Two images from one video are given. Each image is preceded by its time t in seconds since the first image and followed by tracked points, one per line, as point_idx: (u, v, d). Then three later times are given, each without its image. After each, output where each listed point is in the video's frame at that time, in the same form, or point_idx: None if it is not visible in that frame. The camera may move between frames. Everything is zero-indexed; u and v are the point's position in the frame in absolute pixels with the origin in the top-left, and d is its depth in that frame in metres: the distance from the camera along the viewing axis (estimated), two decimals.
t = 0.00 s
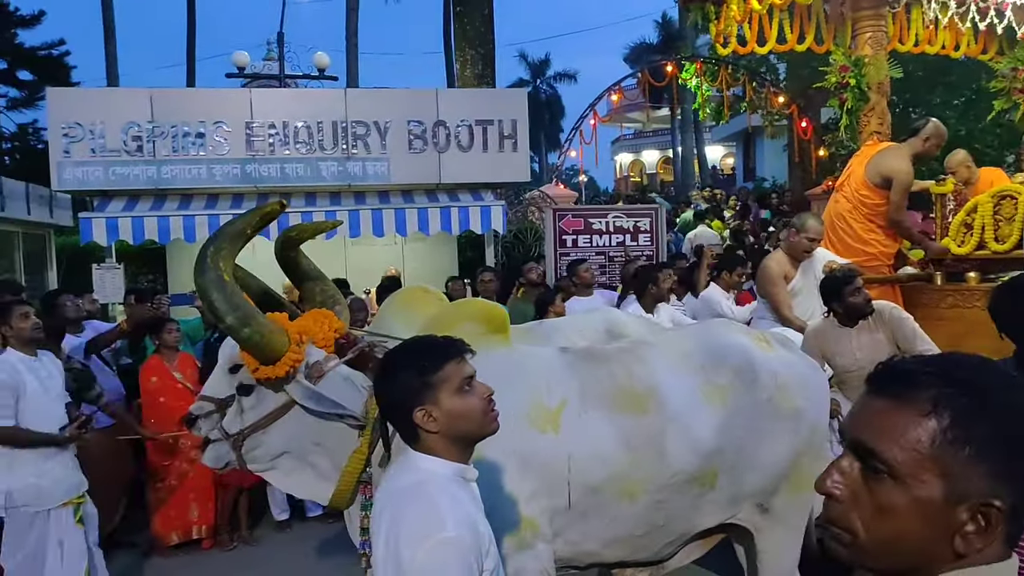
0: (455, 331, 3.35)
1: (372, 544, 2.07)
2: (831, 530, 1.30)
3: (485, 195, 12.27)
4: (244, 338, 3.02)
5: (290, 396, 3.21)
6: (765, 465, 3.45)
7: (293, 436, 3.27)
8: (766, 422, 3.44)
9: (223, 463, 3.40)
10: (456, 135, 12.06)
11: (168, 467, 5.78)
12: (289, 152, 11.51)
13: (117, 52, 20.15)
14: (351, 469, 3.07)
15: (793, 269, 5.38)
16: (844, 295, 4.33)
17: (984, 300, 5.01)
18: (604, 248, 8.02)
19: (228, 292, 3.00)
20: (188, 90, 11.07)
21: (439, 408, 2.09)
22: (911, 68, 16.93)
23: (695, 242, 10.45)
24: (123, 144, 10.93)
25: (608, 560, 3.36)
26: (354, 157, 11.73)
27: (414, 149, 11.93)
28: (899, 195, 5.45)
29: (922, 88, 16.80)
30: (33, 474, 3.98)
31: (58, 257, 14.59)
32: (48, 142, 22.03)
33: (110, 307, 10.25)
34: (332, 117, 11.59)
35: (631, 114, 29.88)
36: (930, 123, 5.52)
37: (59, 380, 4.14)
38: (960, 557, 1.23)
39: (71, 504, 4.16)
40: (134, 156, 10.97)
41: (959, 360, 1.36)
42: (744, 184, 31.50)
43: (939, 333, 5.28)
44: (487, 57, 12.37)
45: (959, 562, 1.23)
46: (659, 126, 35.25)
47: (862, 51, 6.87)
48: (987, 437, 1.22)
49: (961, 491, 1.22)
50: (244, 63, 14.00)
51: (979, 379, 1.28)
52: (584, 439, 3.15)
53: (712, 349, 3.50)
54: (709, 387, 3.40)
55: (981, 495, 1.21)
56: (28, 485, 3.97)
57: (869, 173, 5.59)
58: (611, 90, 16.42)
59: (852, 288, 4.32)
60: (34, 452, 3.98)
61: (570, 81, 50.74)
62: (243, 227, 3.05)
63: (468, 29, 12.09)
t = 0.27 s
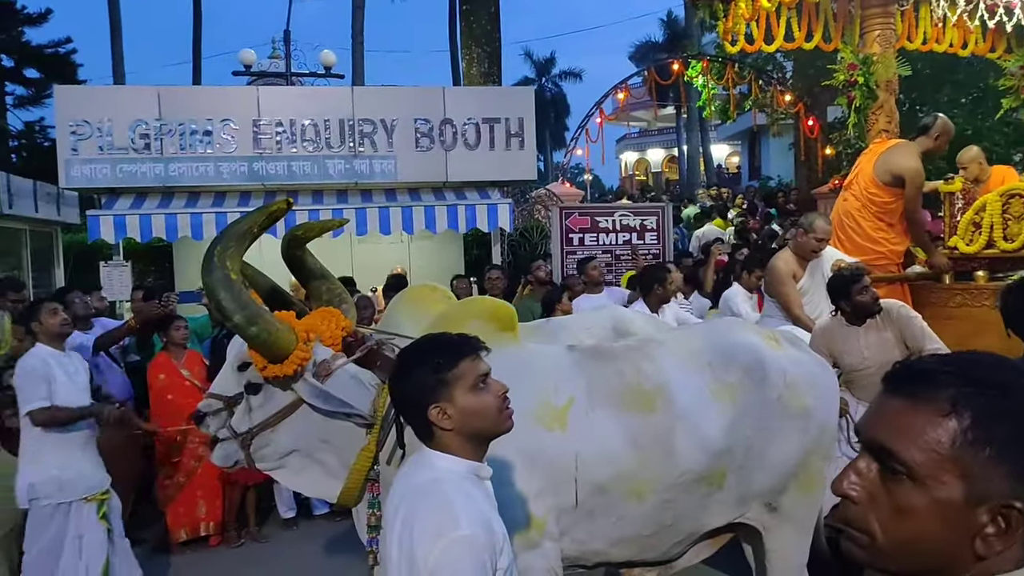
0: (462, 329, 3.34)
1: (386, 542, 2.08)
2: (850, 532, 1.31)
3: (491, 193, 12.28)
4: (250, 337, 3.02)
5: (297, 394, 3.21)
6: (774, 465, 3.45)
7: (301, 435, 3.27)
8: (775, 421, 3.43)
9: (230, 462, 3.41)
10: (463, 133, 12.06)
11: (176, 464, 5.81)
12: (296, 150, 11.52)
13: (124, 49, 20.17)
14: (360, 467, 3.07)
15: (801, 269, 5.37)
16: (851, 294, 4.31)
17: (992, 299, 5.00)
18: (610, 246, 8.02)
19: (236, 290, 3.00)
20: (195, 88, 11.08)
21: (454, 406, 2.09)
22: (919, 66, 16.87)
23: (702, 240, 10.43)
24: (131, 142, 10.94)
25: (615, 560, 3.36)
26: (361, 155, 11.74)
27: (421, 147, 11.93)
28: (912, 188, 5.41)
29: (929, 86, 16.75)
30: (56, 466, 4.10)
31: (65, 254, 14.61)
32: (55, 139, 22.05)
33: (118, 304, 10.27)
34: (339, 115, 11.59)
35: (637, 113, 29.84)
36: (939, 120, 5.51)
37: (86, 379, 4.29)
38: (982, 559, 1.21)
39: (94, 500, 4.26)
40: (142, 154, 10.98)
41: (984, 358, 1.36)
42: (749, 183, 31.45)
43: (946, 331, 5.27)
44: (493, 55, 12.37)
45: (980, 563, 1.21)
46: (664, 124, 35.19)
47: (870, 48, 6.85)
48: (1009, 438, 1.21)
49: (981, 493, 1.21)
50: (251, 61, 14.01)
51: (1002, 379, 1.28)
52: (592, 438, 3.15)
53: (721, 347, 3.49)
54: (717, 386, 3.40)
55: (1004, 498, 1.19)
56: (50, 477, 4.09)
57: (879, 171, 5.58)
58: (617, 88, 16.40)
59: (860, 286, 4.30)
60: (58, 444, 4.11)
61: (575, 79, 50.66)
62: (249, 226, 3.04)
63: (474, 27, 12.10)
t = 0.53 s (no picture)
0: (464, 330, 3.36)
1: (393, 545, 2.08)
2: (861, 544, 1.31)
3: (494, 192, 12.31)
4: (259, 333, 3.01)
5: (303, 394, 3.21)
6: (778, 466, 3.43)
7: (304, 435, 3.27)
8: (779, 421, 3.42)
9: (231, 462, 3.39)
10: (466, 133, 12.06)
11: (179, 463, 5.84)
12: (299, 149, 11.52)
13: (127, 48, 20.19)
14: (362, 467, 3.07)
15: (805, 272, 5.37)
16: (855, 294, 4.31)
17: (996, 300, 4.98)
18: (613, 246, 8.02)
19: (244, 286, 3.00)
20: (199, 87, 11.08)
21: (463, 407, 2.09)
22: (923, 66, 16.86)
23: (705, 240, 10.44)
24: (134, 142, 10.95)
25: (619, 562, 3.36)
26: (364, 155, 11.74)
27: (424, 146, 11.93)
28: (918, 177, 5.49)
29: (932, 86, 16.75)
30: (98, 443, 4.63)
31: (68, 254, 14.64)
32: (57, 138, 22.05)
33: (121, 303, 10.28)
34: (342, 114, 11.59)
35: (639, 112, 29.81)
36: (937, 109, 5.65)
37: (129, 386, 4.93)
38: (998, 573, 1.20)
39: (126, 493, 4.79)
40: (145, 153, 10.99)
41: (1003, 365, 1.35)
42: (752, 182, 31.43)
43: (950, 332, 5.27)
44: (496, 55, 12.37)
45: None
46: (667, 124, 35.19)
47: (875, 48, 6.81)
48: None
49: (998, 506, 1.19)
50: (254, 60, 14.01)
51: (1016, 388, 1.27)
52: (595, 439, 3.15)
53: (725, 347, 3.48)
54: (721, 386, 3.39)
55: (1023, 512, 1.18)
56: (92, 450, 4.62)
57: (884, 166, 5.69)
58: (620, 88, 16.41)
59: (864, 286, 4.30)
60: (101, 426, 4.64)
61: (578, 79, 50.67)
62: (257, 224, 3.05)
63: (477, 26, 12.08)
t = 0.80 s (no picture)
0: (466, 328, 3.34)
1: (397, 545, 2.08)
2: (877, 550, 1.31)
3: (495, 190, 12.31)
4: (264, 332, 3.01)
5: (305, 392, 3.20)
6: (778, 465, 3.43)
7: (306, 434, 3.27)
8: (780, 420, 3.42)
9: (230, 461, 3.38)
10: (468, 131, 12.05)
11: (181, 461, 5.91)
12: (300, 148, 11.52)
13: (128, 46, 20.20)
14: (363, 465, 3.07)
15: (805, 271, 5.36)
16: (857, 293, 4.30)
17: (996, 298, 4.99)
18: (614, 245, 8.01)
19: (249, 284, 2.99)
20: (199, 86, 11.08)
21: (466, 406, 2.09)
22: (924, 64, 16.85)
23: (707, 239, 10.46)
24: (134, 140, 10.96)
25: (620, 561, 3.36)
26: (366, 153, 11.73)
27: (425, 145, 11.93)
28: (919, 166, 5.63)
29: (934, 84, 16.75)
30: (134, 425, 4.63)
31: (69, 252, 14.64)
32: (58, 137, 22.03)
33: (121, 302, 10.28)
34: (343, 112, 11.59)
35: (640, 110, 29.76)
36: (933, 98, 5.78)
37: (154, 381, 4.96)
38: None
39: (152, 482, 4.77)
40: (146, 152, 11.00)
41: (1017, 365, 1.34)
42: (753, 181, 31.41)
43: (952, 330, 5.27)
44: (497, 53, 12.37)
45: None
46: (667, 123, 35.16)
47: (877, 47, 6.71)
48: None
49: (1012, 510, 1.19)
50: (255, 59, 14.01)
51: None
52: (595, 438, 3.15)
53: (725, 345, 3.49)
54: (722, 385, 3.39)
55: None
56: (130, 431, 4.60)
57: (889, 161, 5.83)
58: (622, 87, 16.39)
59: (865, 284, 4.29)
60: (131, 409, 4.65)
61: (579, 78, 50.62)
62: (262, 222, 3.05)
63: (478, 24, 12.07)
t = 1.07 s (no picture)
0: (462, 323, 3.32)
1: (394, 540, 2.07)
2: (886, 547, 1.30)
3: (493, 186, 12.31)
4: (265, 326, 3.00)
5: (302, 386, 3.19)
6: (775, 461, 3.43)
7: (303, 429, 3.27)
8: (778, 416, 3.41)
9: (223, 458, 3.35)
10: (465, 127, 12.04)
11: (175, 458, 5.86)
12: (297, 144, 11.50)
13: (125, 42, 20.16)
14: (359, 461, 3.05)
15: (802, 268, 5.36)
16: (854, 288, 4.30)
17: (994, 293, 4.98)
18: (612, 240, 8.00)
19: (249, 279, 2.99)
20: (196, 82, 11.05)
21: (462, 400, 2.08)
22: (921, 59, 16.86)
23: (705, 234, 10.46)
24: (131, 136, 10.93)
25: (616, 557, 3.35)
26: (363, 149, 11.72)
27: (422, 141, 11.93)
28: (917, 156, 5.68)
29: (931, 79, 16.76)
30: (145, 419, 4.63)
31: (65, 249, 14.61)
32: (55, 134, 21.99)
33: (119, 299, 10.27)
34: (340, 108, 11.57)
35: (638, 106, 29.75)
36: (927, 89, 5.83)
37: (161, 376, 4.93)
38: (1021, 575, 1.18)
39: (162, 476, 4.78)
40: (142, 148, 10.97)
41: None
42: (751, 177, 31.43)
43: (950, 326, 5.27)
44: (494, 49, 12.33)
45: None
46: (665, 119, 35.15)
47: (874, 41, 6.69)
48: None
49: (1021, 504, 1.18)
50: (252, 55, 13.98)
51: None
52: (592, 434, 3.14)
53: (723, 341, 3.48)
54: (719, 380, 3.39)
55: None
56: (140, 426, 4.60)
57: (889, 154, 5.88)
58: (619, 83, 16.39)
59: (863, 280, 4.29)
60: (141, 401, 4.63)
61: (577, 73, 50.58)
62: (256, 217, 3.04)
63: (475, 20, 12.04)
